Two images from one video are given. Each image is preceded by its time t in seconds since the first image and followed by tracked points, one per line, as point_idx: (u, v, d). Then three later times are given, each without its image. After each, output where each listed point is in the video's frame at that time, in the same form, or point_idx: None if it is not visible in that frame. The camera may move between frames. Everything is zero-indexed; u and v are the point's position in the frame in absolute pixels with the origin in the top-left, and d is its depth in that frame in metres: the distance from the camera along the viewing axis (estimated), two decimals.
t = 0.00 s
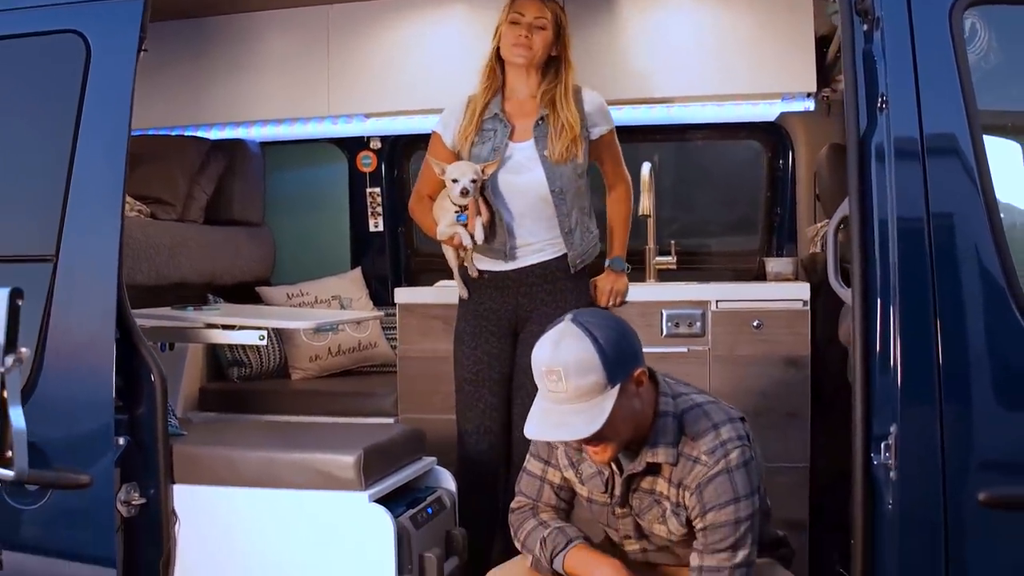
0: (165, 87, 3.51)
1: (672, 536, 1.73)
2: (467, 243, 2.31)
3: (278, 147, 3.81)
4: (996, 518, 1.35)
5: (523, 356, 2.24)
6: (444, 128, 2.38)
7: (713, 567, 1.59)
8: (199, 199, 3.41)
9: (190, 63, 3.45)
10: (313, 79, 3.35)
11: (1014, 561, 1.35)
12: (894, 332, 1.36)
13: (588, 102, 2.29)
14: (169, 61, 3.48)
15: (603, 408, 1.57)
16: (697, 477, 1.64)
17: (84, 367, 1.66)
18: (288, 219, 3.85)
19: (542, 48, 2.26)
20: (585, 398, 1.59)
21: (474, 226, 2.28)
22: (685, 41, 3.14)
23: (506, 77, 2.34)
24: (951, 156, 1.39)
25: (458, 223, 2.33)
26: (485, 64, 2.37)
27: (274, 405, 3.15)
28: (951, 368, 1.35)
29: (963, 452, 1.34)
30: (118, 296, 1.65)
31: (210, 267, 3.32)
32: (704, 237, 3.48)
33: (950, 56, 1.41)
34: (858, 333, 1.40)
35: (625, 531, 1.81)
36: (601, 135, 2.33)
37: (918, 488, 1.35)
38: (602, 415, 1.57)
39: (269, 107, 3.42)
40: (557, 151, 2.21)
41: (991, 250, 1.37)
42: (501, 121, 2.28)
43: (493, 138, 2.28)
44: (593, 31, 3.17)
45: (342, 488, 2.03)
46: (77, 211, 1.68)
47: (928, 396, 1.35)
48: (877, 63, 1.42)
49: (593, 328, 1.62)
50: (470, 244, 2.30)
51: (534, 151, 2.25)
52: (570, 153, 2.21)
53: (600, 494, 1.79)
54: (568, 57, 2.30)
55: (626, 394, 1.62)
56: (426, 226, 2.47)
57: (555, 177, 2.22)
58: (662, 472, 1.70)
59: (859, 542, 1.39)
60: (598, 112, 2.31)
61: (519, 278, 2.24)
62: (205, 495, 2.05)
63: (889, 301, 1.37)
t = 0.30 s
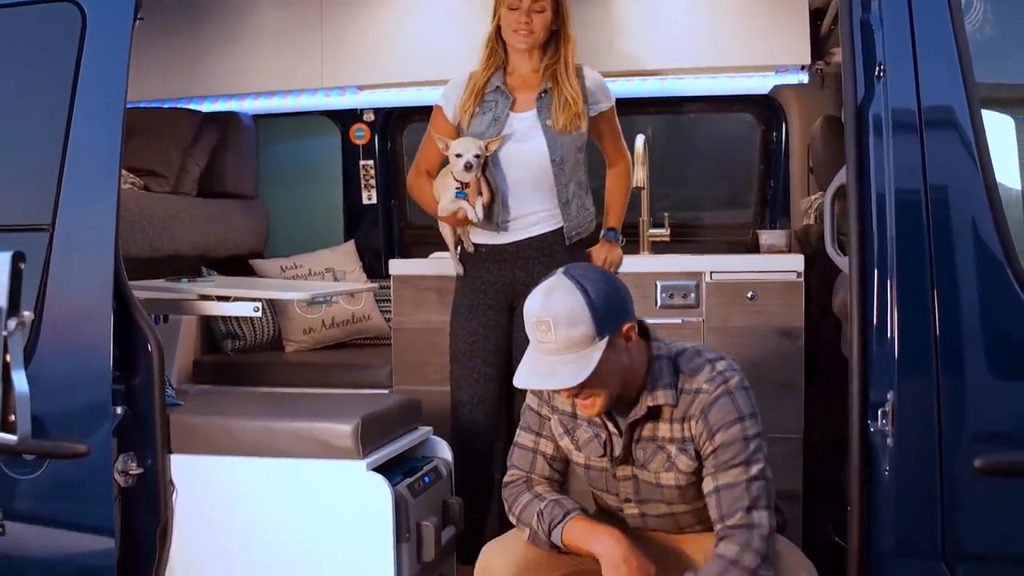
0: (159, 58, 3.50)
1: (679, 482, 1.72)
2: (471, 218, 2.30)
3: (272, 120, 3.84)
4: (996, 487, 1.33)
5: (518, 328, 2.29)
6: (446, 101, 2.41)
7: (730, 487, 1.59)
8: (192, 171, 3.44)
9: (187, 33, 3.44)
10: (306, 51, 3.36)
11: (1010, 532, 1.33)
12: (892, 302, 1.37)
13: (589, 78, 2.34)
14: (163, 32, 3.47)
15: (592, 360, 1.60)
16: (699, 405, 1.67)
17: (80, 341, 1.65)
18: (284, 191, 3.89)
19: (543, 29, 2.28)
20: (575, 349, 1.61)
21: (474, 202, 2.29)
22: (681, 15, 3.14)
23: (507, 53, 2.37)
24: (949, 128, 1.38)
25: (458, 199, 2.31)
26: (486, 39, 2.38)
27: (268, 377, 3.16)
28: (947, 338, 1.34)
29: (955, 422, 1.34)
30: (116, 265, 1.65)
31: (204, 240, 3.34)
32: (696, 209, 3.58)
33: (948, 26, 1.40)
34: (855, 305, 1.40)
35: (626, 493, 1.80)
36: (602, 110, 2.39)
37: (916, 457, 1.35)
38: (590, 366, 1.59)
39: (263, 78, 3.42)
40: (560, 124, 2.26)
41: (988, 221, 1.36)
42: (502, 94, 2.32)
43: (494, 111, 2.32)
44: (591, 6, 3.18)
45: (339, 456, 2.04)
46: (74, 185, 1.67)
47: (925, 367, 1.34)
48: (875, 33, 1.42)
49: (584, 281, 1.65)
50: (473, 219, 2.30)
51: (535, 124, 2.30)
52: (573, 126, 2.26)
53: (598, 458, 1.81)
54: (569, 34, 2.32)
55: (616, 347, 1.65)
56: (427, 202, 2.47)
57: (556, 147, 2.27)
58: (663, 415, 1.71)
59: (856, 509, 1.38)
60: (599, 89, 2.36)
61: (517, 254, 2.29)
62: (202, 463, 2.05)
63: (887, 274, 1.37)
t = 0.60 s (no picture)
0: (149, 33, 3.52)
1: (682, 443, 1.78)
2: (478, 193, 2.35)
3: (262, 94, 3.84)
4: (987, 460, 1.34)
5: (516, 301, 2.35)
6: (438, 75, 2.44)
7: (740, 435, 1.70)
8: (182, 146, 3.44)
9: (178, 8, 3.46)
10: (296, 27, 3.36)
11: (1002, 505, 1.34)
12: (885, 277, 1.37)
13: (581, 57, 2.38)
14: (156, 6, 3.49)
15: (593, 312, 1.65)
16: (696, 358, 1.76)
17: (70, 318, 1.64)
18: (275, 165, 3.89)
19: (536, 13, 2.30)
20: (574, 303, 1.66)
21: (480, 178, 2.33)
22: None
23: (499, 30, 2.40)
24: (943, 103, 1.38)
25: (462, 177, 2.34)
26: (478, 15, 2.41)
27: (260, 351, 3.19)
28: (940, 313, 1.35)
29: (945, 397, 1.34)
30: (107, 238, 1.65)
31: (195, 215, 3.36)
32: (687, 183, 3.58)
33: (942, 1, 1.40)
34: (848, 280, 1.39)
35: (622, 462, 1.83)
36: (594, 89, 2.43)
37: (907, 430, 1.35)
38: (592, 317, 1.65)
39: (253, 55, 3.43)
40: (552, 102, 2.33)
41: (982, 195, 1.36)
42: (496, 70, 2.38)
43: (487, 87, 2.38)
44: None
45: (331, 430, 2.05)
46: (65, 159, 1.65)
47: (917, 343, 1.35)
48: (870, 6, 1.41)
49: (579, 242, 1.72)
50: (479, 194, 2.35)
51: (529, 100, 2.37)
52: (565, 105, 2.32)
53: (589, 430, 1.83)
54: (562, 15, 2.34)
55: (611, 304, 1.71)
56: (421, 177, 2.43)
57: (549, 123, 2.35)
58: (659, 374, 1.78)
59: (849, 481, 1.39)
60: (591, 68, 2.41)
61: (511, 227, 2.35)
62: (194, 440, 2.04)
63: (880, 247, 1.37)
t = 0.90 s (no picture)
0: (134, 9, 3.49)
1: (673, 415, 1.80)
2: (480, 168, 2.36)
3: (248, 71, 3.82)
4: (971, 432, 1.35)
5: (507, 278, 2.37)
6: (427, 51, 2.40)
7: (729, 400, 1.74)
8: (169, 122, 3.43)
9: None
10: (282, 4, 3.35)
11: (987, 478, 1.35)
12: (873, 251, 1.38)
13: (570, 32, 2.41)
14: None
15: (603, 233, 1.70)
16: (690, 324, 1.79)
17: (56, 294, 1.62)
18: (263, 142, 3.88)
19: None
20: (585, 227, 1.69)
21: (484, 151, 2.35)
22: None
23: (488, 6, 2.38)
24: (929, 79, 1.39)
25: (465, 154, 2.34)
26: None
27: (247, 327, 3.19)
28: (927, 285, 1.36)
29: (931, 371, 1.35)
30: (93, 215, 1.64)
31: (183, 192, 3.36)
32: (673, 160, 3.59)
33: None
34: (836, 256, 1.41)
35: (616, 433, 1.85)
36: (581, 66, 2.47)
37: (895, 402, 1.36)
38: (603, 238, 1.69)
39: (239, 32, 3.42)
40: (544, 77, 2.36)
41: (969, 172, 1.37)
42: (488, 47, 2.38)
43: (479, 63, 2.38)
44: None
45: (319, 406, 2.04)
46: (50, 134, 1.64)
47: (904, 316, 1.36)
48: None
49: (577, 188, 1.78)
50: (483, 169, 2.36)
51: (520, 75, 2.39)
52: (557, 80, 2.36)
53: (582, 405, 1.84)
54: None
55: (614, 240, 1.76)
56: (419, 155, 2.42)
57: (541, 99, 2.39)
58: (653, 344, 1.80)
59: (835, 456, 1.40)
60: (579, 43, 2.43)
61: (502, 203, 2.38)
62: (181, 416, 2.04)
63: (868, 224, 1.38)
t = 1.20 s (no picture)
0: None
1: (668, 386, 1.83)
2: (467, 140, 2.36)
3: (235, 45, 3.80)
4: (954, 403, 1.37)
5: (496, 252, 2.38)
6: (419, 26, 2.40)
7: (724, 376, 1.76)
8: (156, 96, 3.41)
9: None
10: None
11: (977, 452, 1.37)
12: (858, 223, 1.39)
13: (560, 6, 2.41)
14: None
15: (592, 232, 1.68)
16: (692, 298, 1.80)
17: (43, 270, 1.62)
18: (251, 116, 3.87)
19: None
20: (573, 224, 1.68)
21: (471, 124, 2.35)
22: None
23: None
24: (916, 53, 1.40)
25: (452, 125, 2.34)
26: None
27: (236, 300, 3.20)
28: (912, 260, 1.38)
29: (918, 346, 1.37)
30: (81, 190, 1.63)
31: (171, 165, 3.36)
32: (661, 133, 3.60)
33: None
34: (823, 229, 1.41)
35: (610, 405, 1.88)
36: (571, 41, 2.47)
37: (880, 373, 1.38)
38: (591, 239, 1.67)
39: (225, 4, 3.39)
40: (535, 53, 2.36)
41: (956, 147, 1.39)
42: (479, 22, 2.38)
43: (471, 40, 2.38)
44: None
45: (308, 378, 2.04)
46: (38, 109, 1.62)
47: (888, 289, 1.38)
48: None
49: (572, 169, 1.75)
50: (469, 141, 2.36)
51: (511, 51, 2.39)
52: (548, 55, 2.36)
53: (577, 377, 1.86)
54: None
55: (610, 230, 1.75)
56: (405, 128, 2.42)
57: (532, 75, 2.38)
58: (652, 316, 1.82)
59: (822, 427, 1.41)
60: (570, 19, 2.44)
61: (492, 176, 2.38)
62: (172, 390, 2.03)
63: (854, 196, 1.40)
